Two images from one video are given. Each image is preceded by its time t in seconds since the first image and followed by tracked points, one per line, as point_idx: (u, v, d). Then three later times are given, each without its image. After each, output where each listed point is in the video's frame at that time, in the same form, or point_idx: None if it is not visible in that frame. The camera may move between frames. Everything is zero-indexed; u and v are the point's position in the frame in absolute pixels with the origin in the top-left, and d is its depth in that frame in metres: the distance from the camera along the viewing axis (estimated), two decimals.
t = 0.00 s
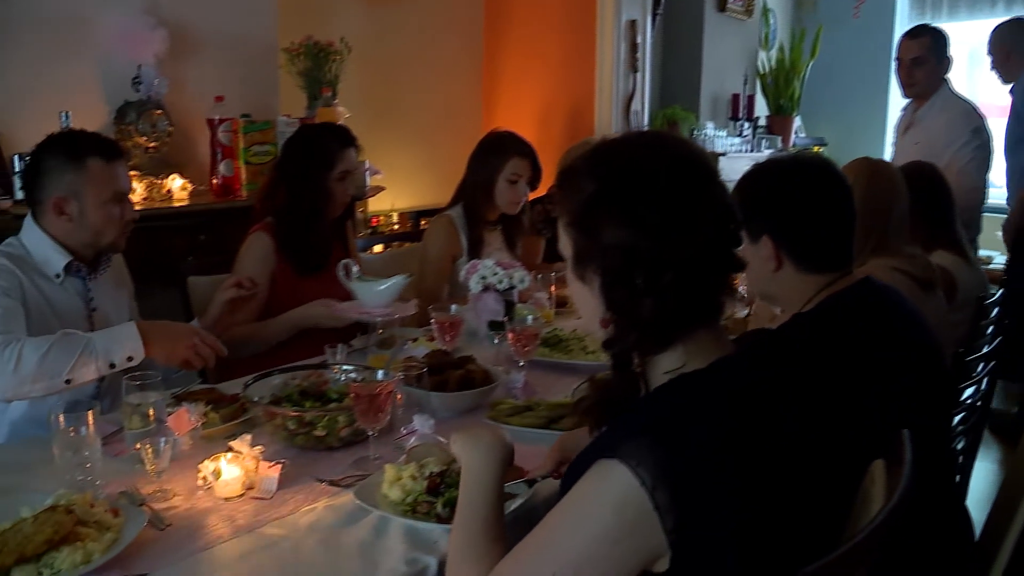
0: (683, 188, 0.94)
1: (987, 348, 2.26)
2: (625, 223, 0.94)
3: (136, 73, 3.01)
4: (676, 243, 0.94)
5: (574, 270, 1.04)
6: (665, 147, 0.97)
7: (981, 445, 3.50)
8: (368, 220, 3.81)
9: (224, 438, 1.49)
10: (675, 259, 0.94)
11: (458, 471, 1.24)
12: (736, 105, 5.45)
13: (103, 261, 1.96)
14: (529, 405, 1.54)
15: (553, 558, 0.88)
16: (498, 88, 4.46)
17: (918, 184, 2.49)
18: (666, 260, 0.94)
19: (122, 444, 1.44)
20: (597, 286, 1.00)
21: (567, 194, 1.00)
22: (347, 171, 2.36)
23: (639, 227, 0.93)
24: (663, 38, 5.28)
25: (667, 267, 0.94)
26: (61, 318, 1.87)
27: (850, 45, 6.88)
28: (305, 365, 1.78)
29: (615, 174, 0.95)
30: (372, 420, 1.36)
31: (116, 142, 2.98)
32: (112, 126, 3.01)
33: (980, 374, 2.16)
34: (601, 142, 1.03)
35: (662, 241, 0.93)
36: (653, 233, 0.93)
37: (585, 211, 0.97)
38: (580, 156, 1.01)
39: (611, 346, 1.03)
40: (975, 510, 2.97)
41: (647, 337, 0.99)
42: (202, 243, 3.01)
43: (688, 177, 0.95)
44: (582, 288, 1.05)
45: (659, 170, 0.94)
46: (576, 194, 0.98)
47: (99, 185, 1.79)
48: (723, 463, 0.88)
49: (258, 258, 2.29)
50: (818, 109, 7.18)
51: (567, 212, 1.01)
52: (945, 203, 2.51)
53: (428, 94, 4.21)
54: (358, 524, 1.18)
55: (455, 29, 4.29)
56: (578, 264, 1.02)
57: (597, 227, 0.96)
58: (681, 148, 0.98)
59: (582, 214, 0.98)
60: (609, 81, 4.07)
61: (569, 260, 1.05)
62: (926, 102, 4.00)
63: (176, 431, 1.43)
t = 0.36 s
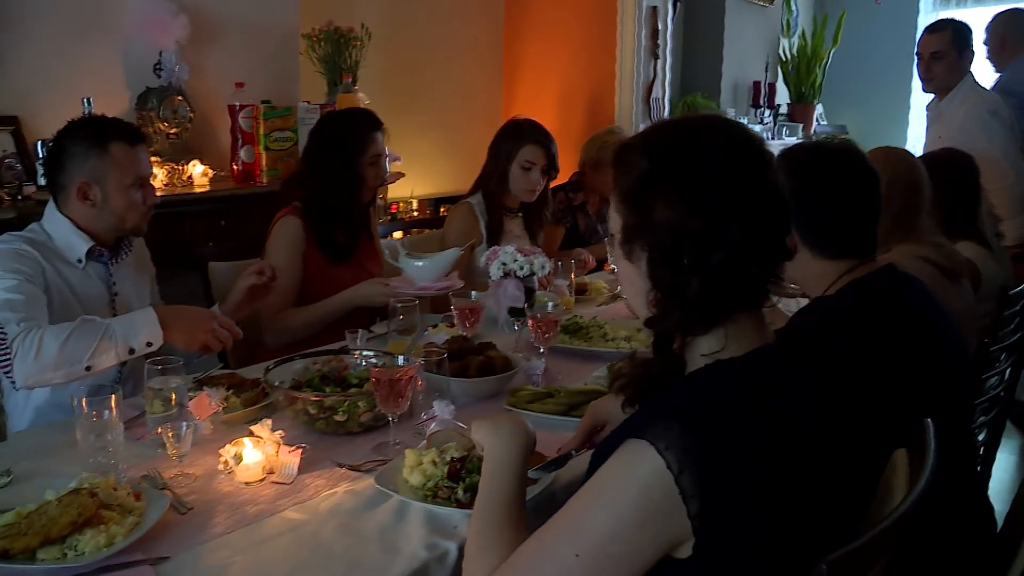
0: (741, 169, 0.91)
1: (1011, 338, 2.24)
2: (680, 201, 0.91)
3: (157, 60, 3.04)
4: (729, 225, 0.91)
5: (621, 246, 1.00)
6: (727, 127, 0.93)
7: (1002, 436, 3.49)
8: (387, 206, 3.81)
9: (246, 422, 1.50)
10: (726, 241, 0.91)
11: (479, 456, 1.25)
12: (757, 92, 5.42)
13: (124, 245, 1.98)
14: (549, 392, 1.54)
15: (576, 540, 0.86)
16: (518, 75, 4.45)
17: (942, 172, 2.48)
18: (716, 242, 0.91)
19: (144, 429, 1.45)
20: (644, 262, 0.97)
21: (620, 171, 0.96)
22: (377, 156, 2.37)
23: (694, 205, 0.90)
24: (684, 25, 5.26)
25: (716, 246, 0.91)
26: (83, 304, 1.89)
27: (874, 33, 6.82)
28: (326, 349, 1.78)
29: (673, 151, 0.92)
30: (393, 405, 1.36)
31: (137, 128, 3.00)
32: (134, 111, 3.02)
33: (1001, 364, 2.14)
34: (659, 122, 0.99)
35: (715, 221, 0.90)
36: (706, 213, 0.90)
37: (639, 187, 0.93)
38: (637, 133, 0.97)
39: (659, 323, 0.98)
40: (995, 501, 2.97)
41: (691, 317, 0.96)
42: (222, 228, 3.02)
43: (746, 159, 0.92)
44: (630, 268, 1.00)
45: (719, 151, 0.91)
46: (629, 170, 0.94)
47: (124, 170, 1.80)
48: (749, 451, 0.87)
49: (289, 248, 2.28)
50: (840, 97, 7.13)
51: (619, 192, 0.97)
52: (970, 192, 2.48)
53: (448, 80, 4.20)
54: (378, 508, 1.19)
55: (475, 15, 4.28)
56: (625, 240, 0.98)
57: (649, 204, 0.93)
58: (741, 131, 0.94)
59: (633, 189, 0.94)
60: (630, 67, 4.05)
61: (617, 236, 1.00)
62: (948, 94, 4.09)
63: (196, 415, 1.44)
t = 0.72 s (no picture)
0: (778, 155, 0.90)
1: None
2: (715, 187, 0.90)
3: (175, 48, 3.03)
4: (759, 213, 0.90)
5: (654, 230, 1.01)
6: (764, 116, 0.92)
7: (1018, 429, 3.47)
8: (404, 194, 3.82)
9: (264, 409, 1.51)
10: (758, 230, 0.90)
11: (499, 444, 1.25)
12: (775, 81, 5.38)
13: (144, 233, 1.98)
14: (566, 378, 1.54)
15: (595, 532, 0.86)
16: (536, 62, 4.44)
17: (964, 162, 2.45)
18: (748, 231, 0.91)
19: (164, 414, 1.46)
20: (677, 247, 0.98)
21: (659, 155, 0.96)
22: (405, 147, 2.40)
23: (728, 192, 0.90)
24: (702, 12, 5.23)
25: (748, 233, 0.91)
26: (104, 291, 1.90)
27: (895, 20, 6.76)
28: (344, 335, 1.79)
29: (711, 136, 0.91)
30: (411, 392, 1.36)
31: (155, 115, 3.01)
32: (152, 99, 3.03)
33: None
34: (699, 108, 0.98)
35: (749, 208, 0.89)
36: (740, 201, 0.89)
37: (674, 171, 0.93)
38: (676, 118, 0.97)
39: (689, 307, 0.98)
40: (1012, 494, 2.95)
41: (721, 302, 0.96)
42: (239, 215, 3.03)
43: (783, 146, 0.90)
44: (662, 251, 1.01)
45: (757, 138, 0.90)
46: (666, 155, 0.94)
47: (148, 157, 1.81)
48: (765, 439, 0.87)
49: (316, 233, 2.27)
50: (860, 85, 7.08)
51: (655, 176, 0.97)
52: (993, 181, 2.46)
53: (466, 68, 4.20)
54: (396, 494, 1.19)
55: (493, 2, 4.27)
56: (659, 224, 0.98)
57: (684, 188, 0.92)
58: (778, 118, 0.93)
59: (669, 173, 0.94)
60: (647, 53, 4.03)
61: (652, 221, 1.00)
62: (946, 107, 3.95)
63: (215, 402, 1.43)
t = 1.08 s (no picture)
0: (787, 141, 0.89)
1: None
2: (723, 171, 0.89)
3: (195, 32, 3.06)
4: (769, 199, 0.89)
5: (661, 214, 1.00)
6: (774, 98, 0.91)
7: None
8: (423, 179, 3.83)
9: (283, 392, 1.51)
10: (765, 216, 0.89)
11: (518, 428, 1.25)
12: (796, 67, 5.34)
13: (167, 218, 1.98)
14: (586, 363, 1.54)
15: (611, 530, 0.86)
16: (556, 47, 4.43)
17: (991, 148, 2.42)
18: (754, 216, 0.90)
19: (185, 397, 1.46)
20: (681, 230, 0.97)
21: (669, 138, 0.95)
22: (432, 134, 2.40)
23: (735, 176, 0.89)
24: None
25: (754, 220, 0.90)
26: (126, 276, 1.90)
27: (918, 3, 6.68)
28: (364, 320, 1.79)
29: (720, 119, 0.90)
30: (430, 376, 1.37)
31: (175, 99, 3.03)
32: (171, 83, 3.03)
33: None
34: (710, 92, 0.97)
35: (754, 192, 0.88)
36: (748, 185, 0.89)
37: (682, 154, 0.92)
38: (686, 102, 0.96)
39: (693, 291, 0.98)
40: None
41: (724, 287, 0.95)
42: (258, 200, 3.04)
43: (792, 131, 0.89)
44: (669, 236, 1.00)
45: (767, 123, 0.89)
46: (676, 138, 0.93)
47: (171, 142, 1.81)
48: (771, 426, 0.86)
49: (348, 214, 2.30)
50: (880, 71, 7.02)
51: (665, 158, 0.95)
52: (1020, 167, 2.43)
53: (485, 52, 4.19)
54: (415, 478, 1.19)
55: None
56: (666, 207, 0.97)
57: (691, 171, 0.91)
58: (789, 103, 0.92)
59: (677, 156, 0.93)
60: (667, 37, 4.00)
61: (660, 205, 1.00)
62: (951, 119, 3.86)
63: (235, 384, 1.44)
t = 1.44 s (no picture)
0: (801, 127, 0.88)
1: None
2: (739, 154, 0.88)
3: (215, 15, 3.05)
4: (783, 187, 0.89)
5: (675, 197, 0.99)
6: (789, 83, 0.90)
7: None
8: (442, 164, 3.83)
9: (303, 375, 1.51)
10: (780, 203, 0.89)
11: (537, 412, 1.25)
12: (818, 53, 5.30)
13: (187, 202, 2.00)
14: (605, 349, 1.54)
15: (617, 504, 0.86)
16: (576, 32, 4.41)
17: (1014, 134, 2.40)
18: (768, 203, 0.89)
19: (204, 380, 1.47)
20: (696, 213, 0.96)
21: (683, 118, 0.94)
22: (450, 120, 2.38)
23: (751, 162, 0.88)
24: None
25: (768, 205, 0.89)
26: (147, 261, 1.91)
27: None
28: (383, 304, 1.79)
29: (735, 102, 0.89)
30: (450, 360, 1.37)
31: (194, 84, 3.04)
32: (192, 68, 3.04)
33: None
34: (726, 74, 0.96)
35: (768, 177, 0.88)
36: (763, 172, 0.88)
37: (697, 136, 0.91)
38: (702, 83, 0.95)
39: (705, 275, 0.98)
40: None
41: (736, 273, 0.95)
42: (277, 183, 3.05)
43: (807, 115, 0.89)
44: (682, 217, 1.00)
45: (781, 107, 0.88)
46: (691, 119, 0.92)
47: (189, 125, 1.82)
48: (782, 407, 0.85)
49: (371, 207, 2.29)
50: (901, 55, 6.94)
51: (679, 138, 0.95)
52: None
53: (505, 37, 4.18)
54: (434, 461, 1.19)
55: None
56: (680, 188, 0.96)
57: (707, 155, 0.91)
58: (806, 87, 0.91)
59: (693, 139, 0.92)
60: (688, 21, 3.97)
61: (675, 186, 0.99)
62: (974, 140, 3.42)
63: (256, 366, 1.46)
